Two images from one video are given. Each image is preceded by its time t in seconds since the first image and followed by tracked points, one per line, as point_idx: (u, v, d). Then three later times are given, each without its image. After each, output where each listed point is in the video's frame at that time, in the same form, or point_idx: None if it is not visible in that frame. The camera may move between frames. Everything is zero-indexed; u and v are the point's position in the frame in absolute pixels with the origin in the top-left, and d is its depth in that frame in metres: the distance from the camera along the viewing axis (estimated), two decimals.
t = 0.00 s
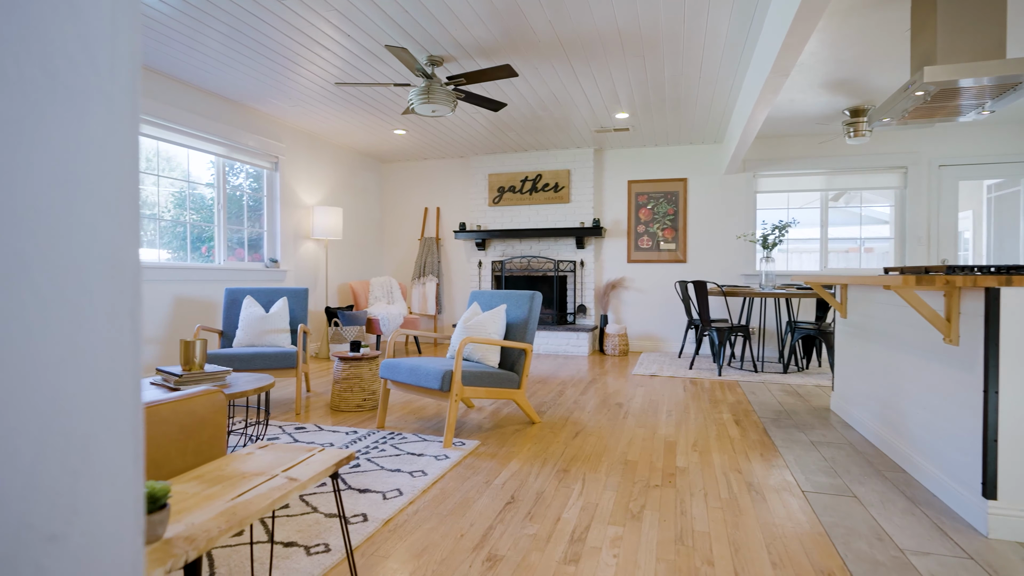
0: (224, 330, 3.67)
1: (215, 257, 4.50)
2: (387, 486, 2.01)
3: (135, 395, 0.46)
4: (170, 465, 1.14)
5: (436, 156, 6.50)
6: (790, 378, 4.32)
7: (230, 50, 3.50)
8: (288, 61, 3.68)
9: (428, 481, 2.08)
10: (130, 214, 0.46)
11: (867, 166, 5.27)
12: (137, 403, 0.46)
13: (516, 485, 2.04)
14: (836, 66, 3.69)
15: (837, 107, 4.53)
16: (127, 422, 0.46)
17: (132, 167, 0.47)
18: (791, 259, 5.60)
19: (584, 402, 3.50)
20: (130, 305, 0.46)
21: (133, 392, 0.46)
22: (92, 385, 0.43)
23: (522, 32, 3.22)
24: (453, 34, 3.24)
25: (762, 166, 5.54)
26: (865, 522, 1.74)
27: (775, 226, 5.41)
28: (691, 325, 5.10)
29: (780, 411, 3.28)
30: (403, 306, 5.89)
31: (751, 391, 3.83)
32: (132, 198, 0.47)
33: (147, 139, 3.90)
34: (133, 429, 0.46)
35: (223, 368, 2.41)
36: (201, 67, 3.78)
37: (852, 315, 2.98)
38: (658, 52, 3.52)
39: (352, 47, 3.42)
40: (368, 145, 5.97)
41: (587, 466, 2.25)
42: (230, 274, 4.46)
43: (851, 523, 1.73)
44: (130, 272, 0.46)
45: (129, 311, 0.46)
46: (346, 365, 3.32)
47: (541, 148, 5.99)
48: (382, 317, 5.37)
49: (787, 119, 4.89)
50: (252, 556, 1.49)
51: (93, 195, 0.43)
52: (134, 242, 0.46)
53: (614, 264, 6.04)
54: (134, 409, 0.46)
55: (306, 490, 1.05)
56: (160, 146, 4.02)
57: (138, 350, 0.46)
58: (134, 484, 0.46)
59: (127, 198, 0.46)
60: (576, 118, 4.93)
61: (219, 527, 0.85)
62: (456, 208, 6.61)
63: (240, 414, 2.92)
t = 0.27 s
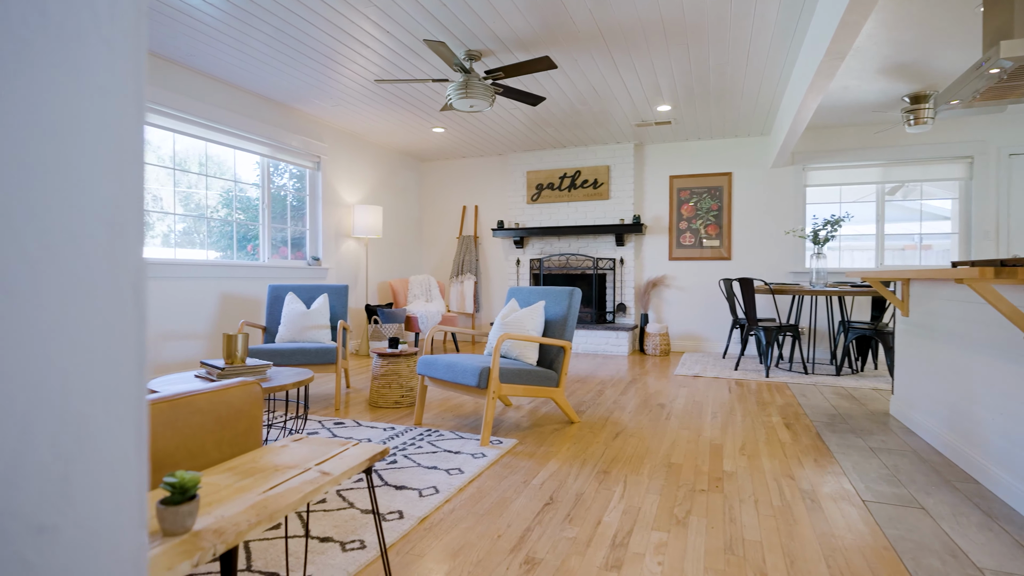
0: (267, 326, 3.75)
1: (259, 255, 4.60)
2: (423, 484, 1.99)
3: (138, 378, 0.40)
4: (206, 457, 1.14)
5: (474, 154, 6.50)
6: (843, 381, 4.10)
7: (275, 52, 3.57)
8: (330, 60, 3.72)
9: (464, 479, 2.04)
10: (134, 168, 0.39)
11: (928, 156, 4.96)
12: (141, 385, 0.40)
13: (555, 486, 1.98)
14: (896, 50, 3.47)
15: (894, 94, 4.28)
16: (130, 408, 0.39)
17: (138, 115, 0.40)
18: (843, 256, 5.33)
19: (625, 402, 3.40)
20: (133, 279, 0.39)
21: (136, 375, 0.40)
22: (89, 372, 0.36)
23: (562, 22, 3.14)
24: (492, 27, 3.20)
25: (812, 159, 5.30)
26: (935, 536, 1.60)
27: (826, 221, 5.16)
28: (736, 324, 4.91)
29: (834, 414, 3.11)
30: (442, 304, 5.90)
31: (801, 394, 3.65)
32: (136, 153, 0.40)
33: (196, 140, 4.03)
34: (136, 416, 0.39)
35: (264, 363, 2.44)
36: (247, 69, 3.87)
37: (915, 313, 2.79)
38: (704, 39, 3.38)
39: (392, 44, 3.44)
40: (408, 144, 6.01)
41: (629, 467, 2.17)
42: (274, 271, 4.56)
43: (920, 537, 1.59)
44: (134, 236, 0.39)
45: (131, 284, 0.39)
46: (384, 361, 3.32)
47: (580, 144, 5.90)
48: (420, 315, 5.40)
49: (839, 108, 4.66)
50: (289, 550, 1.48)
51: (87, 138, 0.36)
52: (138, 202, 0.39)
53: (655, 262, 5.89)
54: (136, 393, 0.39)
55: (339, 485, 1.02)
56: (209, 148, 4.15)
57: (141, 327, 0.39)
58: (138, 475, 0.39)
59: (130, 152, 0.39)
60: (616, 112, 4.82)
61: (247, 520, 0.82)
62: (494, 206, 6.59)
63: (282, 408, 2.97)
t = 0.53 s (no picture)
0: (311, 323, 3.82)
1: (303, 253, 4.68)
2: (460, 482, 1.96)
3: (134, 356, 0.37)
4: (242, 448, 1.13)
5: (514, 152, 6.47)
6: (904, 385, 3.86)
7: (320, 53, 3.63)
8: (372, 59, 3.76)
9: (501, 478, 2.00)
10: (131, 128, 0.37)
11: (999, 145, 4.62)
12: (139, 360, 0.37)
13: (594, 488, 1.92)
14: (966, 29, 3.23)
15: (962, 78, 4.00)
16: (125, 382, 0.36)
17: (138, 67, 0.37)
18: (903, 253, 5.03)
19: (667, 403, 3.30)
20: (129, 242, 0.36)
21: (132, 351, 0.36)
22: (77, 345, 0.33)
23: (604, 12, 3.07)
24: (531, 20, 3.16)
25: (869, 150, 5.01)
26: (1015, 554, 1.46)
27: (884, 216, 4.88)
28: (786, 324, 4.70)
29: (894, 420, 2.92)
30: (481, 302, 5.89)
31: (857, 398, 3.45)
32: (135, 112, 0.37)
33: (244, 142, 4.14)
34: (133, 395, 0.36)
35: (305, 358, 2.47)
36: (292, 71, 3.95)
37: (986, 313, 2.58)
38: (754, 25, 3.23)
39: (432, 40, 3.44)
40: (447, 143, 6.03)
41: (672, 471, 2.08)
42: (317, 270, 4.66)
43: (996, 554, 1.46)
44: (131, 199, 0.36)
45: (126, 249, 0.36)
46: (423, 358, 3.33)
47: (621, 139, 5.78)
48: (459, 313, 5.41)
49: (899, 95, 4.40)
50: (325, 545, 1.47)
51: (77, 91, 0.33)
52: (133, 158, 0.36)
53: (699, 260, 5.71)
54: (131, 378, 0.36)
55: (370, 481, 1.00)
56: (256, 149, 4.25)
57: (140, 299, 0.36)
58: (134, 459, 0.36)
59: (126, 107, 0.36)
60: (660, 105, 4.69)
61: (276, 514, 0.80)
62: (533, 204, 6.55)
63: (323, 403, 3.01)
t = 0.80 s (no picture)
0: (350, 320, 3.86)
1: (343, 251, 4.76)
2: (494, 481, 1.92)
3: (124, 340, 0.32)
4: (272, 442, 1.12)
5: (552, 149, 6.40)
6: (970, 389, 3.60)
7: (359, 53, 3.68)
8: (410, 58, 3.78)
9: (537, 478, 1.95)
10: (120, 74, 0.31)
11: None
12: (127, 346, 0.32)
13: (634, 491, 1.85)
14: None
15: None
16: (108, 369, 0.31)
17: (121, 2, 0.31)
18: (968, 249, 4.72)
19: (710, 405, 3.18)
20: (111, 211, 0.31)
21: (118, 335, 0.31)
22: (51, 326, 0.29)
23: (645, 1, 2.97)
24: (568, 11, 3.09)
25: (930, 140, 4.71)
26: None
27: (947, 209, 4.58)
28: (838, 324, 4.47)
29: (960, 427, 2.72)
30: (519, 301, 5.85)
31: (918, 403, 3.24)
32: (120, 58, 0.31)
33: (286, 143, 4.24)
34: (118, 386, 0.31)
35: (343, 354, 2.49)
36: (333, 71, 4.01)
37: None
38: (805, 10, 3.06)
39: (470, 37, 3.43)
40: (485, 141, 6.02)
41: (715, 475, 1.99)
42: (357, 267, 4.72)
43: None
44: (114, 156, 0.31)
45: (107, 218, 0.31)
46: (460, 355, 3.31)
47: (662, 134, 5.64)
48: (497, 311, 5.40)
49: (963, 81, 4.13)
50: (358, 541, 1.46)
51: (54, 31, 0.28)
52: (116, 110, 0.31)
53: (744, 257, 5.51)
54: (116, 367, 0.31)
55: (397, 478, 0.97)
56: (299, 151, 4.35)
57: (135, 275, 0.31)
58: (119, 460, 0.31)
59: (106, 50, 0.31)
60: (703, 98, 4.53)
61: (299, 510, 0.78)
62: (572, 201, 6.47)
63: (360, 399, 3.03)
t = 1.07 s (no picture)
0: (384, 317, 3.88)
1: (378, 250, 4.79)
2: (524, 481, 1.87)
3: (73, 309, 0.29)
4: (295, 436, 1.10)
5: (587, 146, 6.31)
6: None
7: (393, 52, 3.69)
8: (444, 56, 3.77)
9: (568, 480, 1.89)
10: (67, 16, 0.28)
11: None
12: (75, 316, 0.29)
13: (669, 496, 1.76)
14: None
15: None
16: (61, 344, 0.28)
17: None
18: None
19: (751, 407, 3.05)
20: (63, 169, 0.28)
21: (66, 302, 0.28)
22: None
23: None
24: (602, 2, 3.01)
25: (992, 129, 4.42)
26: None
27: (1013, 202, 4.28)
28: (890, 325, 4.23)
29: None
30: (553, 300, 5.78)
31: (980, 409, 3.02)
32: None
33: (323, 143, 4.30)
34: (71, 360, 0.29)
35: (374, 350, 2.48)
36: (368, 71, 4.04)
37: None
38: None
39: (502, 32, 3.39)
40: (518, 138, 5.98)
41: (758, 481, 1.89)
42: (391, 266, 4.75)
43: None
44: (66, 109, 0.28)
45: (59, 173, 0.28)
46: (492, 353, 3.28)
47: (701, 128, 5.48)
48: (531, 310, 5.36)
49: None
50: (383, 539, 1.44)
51: None
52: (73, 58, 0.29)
53: (788, 255, 5.30)
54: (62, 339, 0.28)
55: (417, 476, 0.93)
56: (334, 151, 4.40)
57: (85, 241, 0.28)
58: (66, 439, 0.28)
59: None
60: (744, 89, 4.37)
61: (313, 506, 0.75)
62: (607, 199, 6.36)
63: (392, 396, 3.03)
